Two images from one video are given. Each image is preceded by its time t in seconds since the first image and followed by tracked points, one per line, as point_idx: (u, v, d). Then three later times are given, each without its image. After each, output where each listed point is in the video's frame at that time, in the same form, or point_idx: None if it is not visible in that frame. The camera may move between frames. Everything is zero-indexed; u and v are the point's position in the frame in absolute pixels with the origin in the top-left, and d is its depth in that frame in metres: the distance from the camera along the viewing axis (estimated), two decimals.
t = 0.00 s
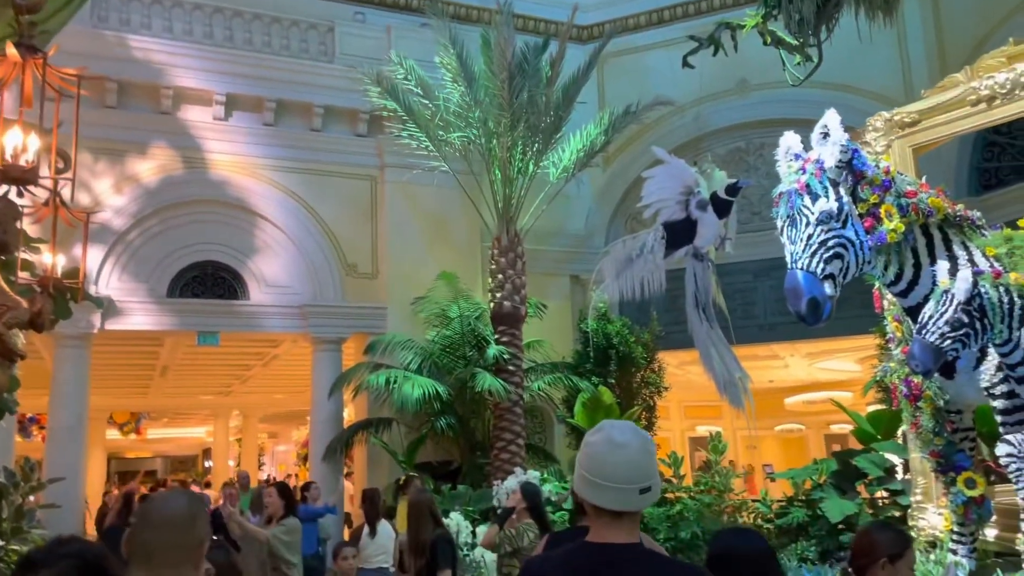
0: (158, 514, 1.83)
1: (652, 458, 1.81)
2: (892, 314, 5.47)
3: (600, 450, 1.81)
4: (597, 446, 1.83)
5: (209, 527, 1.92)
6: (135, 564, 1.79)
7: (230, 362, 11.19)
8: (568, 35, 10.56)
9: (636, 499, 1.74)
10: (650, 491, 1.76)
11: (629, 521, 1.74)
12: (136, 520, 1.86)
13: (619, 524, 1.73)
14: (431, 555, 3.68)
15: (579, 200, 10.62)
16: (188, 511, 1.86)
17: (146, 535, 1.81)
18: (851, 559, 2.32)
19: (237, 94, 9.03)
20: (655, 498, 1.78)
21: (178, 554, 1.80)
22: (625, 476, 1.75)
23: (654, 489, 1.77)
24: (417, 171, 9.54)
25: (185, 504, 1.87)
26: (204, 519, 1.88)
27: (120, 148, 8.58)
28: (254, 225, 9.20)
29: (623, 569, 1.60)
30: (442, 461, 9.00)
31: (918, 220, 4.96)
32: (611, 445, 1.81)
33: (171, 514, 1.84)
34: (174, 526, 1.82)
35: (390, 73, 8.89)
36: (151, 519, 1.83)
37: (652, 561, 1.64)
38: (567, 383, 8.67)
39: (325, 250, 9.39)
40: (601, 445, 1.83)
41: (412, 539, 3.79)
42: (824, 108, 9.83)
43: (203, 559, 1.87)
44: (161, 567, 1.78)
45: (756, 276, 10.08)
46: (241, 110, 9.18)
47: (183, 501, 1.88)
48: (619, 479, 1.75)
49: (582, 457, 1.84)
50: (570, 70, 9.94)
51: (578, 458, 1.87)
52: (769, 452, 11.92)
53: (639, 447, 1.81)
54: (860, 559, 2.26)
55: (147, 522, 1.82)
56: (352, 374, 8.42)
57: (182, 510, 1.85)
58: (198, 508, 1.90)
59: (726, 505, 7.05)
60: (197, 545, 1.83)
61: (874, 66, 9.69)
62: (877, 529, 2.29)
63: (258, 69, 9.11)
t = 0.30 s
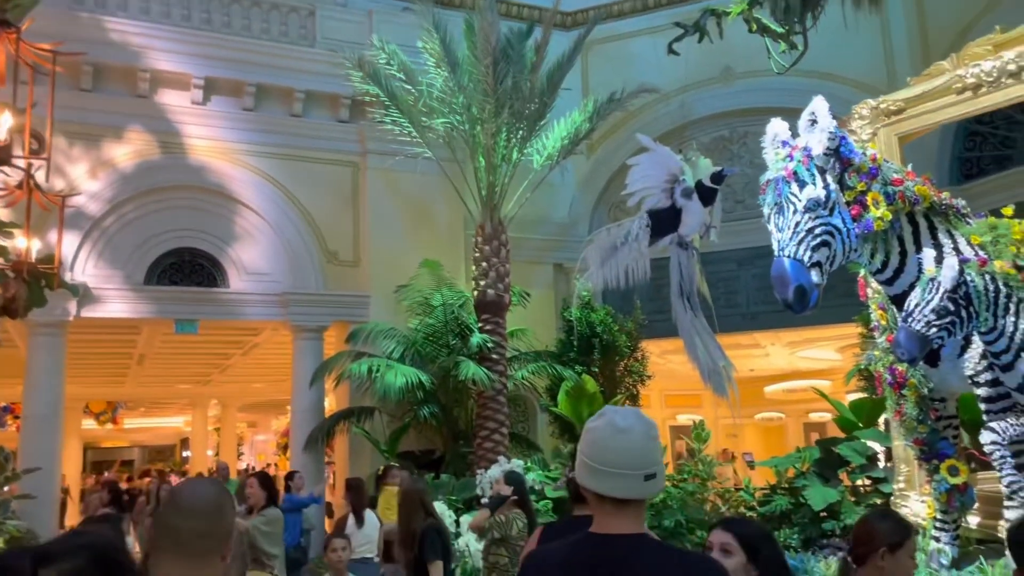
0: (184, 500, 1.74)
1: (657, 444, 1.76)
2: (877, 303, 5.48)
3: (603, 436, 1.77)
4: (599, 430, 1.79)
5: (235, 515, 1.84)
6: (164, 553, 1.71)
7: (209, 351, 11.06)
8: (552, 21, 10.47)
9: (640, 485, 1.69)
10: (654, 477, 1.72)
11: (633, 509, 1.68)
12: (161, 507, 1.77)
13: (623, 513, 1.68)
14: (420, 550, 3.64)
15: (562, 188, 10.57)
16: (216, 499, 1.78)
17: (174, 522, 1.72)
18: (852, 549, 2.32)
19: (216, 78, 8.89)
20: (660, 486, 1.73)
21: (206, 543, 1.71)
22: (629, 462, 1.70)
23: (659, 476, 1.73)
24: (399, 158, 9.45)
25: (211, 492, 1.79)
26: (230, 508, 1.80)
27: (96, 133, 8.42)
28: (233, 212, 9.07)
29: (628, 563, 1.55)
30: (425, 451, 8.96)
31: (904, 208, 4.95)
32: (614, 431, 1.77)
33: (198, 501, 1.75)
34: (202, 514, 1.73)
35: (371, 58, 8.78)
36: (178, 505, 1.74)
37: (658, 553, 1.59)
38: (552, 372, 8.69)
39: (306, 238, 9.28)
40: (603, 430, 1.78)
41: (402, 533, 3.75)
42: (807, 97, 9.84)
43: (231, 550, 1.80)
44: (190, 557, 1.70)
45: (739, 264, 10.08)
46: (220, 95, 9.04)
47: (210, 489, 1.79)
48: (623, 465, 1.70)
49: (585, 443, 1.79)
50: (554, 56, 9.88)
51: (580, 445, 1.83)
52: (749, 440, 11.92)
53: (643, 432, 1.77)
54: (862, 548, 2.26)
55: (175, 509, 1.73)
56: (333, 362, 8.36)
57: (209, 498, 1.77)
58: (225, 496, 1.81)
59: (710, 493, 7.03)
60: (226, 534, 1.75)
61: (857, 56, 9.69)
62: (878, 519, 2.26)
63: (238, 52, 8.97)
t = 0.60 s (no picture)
0: (247, 497, 1.68)
1: (684, 430, 1.70)
2: (887, 287, 5.45)
3: (625, 426, 1.72)
4: (622, 422, 1.76)
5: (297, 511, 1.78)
6: (229, 552, 1.65)
7: (212, 342, 11.01)
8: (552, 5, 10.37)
9: (665, 473, 1.64)
10: (680, 465, 1.66)
11: (666, 500, 1.64)
12: (223, 503, 1.71)
13: (655, 504, 1.63)
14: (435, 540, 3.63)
15: (564, 173, 10.49)
16: (281, 495, 1.71)
17: (238, 519, 1.66)
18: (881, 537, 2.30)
19: (214, 67, 8.81)
20: (690, 474, 1.67)
21: (271, 542, 1.66)
22: (650, 450, 1.66)
23: (685, 464, 1.66)
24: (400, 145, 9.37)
25: (275, 487, 1.72)
26: (294, 505, 1.74)
27: (93, 123, 8.34)
28: (234, 202, 9.00)
29: (661, 558, 1.52)
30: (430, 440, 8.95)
31: (914, 188, 4.89)
32: (635, 419, 1.72)
33: (263, 498, 1.69)
34: (268, 512, 1.67)
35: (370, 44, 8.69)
36: (241, 502, 1.68)
37: (690, 549, 1.54)
38: (557, 358, 8.67)
39: (306, 227, 9.21)
40: (625, 422, 1.73)
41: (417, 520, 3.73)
42: (810, 78, 9.79)
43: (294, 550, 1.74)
44: (256, 557, 1.64)
45: (743, 249, 10.03)
46: (217, 83, 8.95)
47: (273, 484, 1.73)
48: (646, 454, 1.67)
49: (612, 435, 1.76)
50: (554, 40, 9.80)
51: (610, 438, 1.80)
52: (752, 424, 11.99)
53: (665, 417, 1.71)
54: (890, 535, 2.26)
55: (239, 506, 1.67)
56: (336, 352, 8.37)
57: (274, 494, 1.71)
58: (288, 492, 1.75)
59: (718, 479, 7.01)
60: (290, 533, 1.69)
61: (861, 36, 9.60)
62: (908, 506, 2.26)
63: (236, 40, 8.88)
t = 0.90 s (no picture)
0: (327, 481, 1.69)
1: (757, 410, 1.68)
2: (944, 264, 5.39)
3: (694, 408, 1.72)
4: (691, 405, 1.75)
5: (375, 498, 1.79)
6: (311, 535, 1.64)
7: (259, 333, 11.15)
8: None
9: (735, 454, 1.62)
10: (751, 446, 1.64)
11: (737, 483, 1.62)
12: (302, 489, 1.72)
13: (727, 487, 1.62)
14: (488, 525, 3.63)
15: (606, 157, 10.41)
16: (359, 481, 1.72)
17: (317, 502, 1.66)
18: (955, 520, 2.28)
19: (255, 60, 8.88)
20: (762, 455, 1.64)
21: (352, 523, 1.65)
22: (718, 429, 1.65)
23: (757, 445, 1.64)
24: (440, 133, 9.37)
25: (352, 473, 1.73)
26: (372, 491, 1.75)
27: (139, 119, 8.46)
28: (278, 194, 9.08)
29: (734, 542, 1.52)
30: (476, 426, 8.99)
31: (972, 160, 4.77)
32: (704, 400, 1.72)
33: (340, 482, 1.70)
34: (348, 496, 1.67)
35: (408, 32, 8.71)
36: (320, 485, 1.69)
37: (764, 533, 1.52)
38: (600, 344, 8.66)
39: (349, 217, 9.28)
40: (695, 404, 1.73)
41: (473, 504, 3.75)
42: (855, 52, 9.61)
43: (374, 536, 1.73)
44: (338, 538, 1.64)
45: (790, 229, 9.88)
46: (259, 76, 9.02)
47: (348, 470, 1.74)
48: (716, 434, 1.66)
49: (682, 419, 1.76)
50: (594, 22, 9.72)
51: (679, 421, 1.79)
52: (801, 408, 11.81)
53: (735, 396, 1.70)
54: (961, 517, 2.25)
55: (317, 490, 1.68)
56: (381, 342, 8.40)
57: (351, 478, 1.72)
58: (364, 477, 1.76)
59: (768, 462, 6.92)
60: (369, 515, 1.68)
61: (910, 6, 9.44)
62: (980, 488, 2.26)
63: (276, 32, 8.95)
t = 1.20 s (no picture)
0: (400, 472, 1.65)
1: (852, 399, 1.60)
2: None
3: (785, 396, 1.65)
4: (780, 392, 1.67)
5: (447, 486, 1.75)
6: (384, 528, 1.61)
7: (338, 326, 11.34)
8: None
9: (829, 446, 1.55)
10: (846, 437, 1.56)
11: (831, 478, 1.55)
12: (374, 481, 1.68)
13: (820, 483, 1.55)
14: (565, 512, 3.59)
15: (680, 143, 10.25)
16: (433, 471, 1.68)
17: (390, 495, 1.62)
18: None
19: (329, 57, 9.00)
20: (858, 447, 1.56)
21: (427, 517, 1.61)
22: (811, 420, 1.58)
23: (852, 435, 1.56)
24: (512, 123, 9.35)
25: (425, 462, 1.69)
26: (445, 480, 1.70)
27: (219, 119, 8.68)
28: (353, 189, 9.20)
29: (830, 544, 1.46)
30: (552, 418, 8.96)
31: None
32: (795, 387, 1.65)
33: (414, 474, 1.66)
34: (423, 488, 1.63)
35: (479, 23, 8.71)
36: (393, 476, 1.64)
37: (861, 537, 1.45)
38: (678, 334, 8.62)
39: (423, 210, 9.34)
40: (784, 391, 1.66)
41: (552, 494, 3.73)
42: (943, 26, 9.24)
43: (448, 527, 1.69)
44: (412, 532, 1.60)
45: (876, 212, 9.55)
46: (333, 74, 9.13)
47: (423, 461, 1.70)
48: (808, 424, 1.58)
49: (770, 408, 1.69)
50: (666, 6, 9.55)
51: (767, 409, 1.72)
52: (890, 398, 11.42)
53: (828, 382, 1.62)
54: None
55: (390, 482, 1.64)
56: (455, 333, 8.60)
57: (425, 469, 1.67)
58: (439, 468, 1.71)
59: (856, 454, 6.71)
60: (444, 508, 1.64)
61: None
62: None
63: (349, 29, 9.05)
